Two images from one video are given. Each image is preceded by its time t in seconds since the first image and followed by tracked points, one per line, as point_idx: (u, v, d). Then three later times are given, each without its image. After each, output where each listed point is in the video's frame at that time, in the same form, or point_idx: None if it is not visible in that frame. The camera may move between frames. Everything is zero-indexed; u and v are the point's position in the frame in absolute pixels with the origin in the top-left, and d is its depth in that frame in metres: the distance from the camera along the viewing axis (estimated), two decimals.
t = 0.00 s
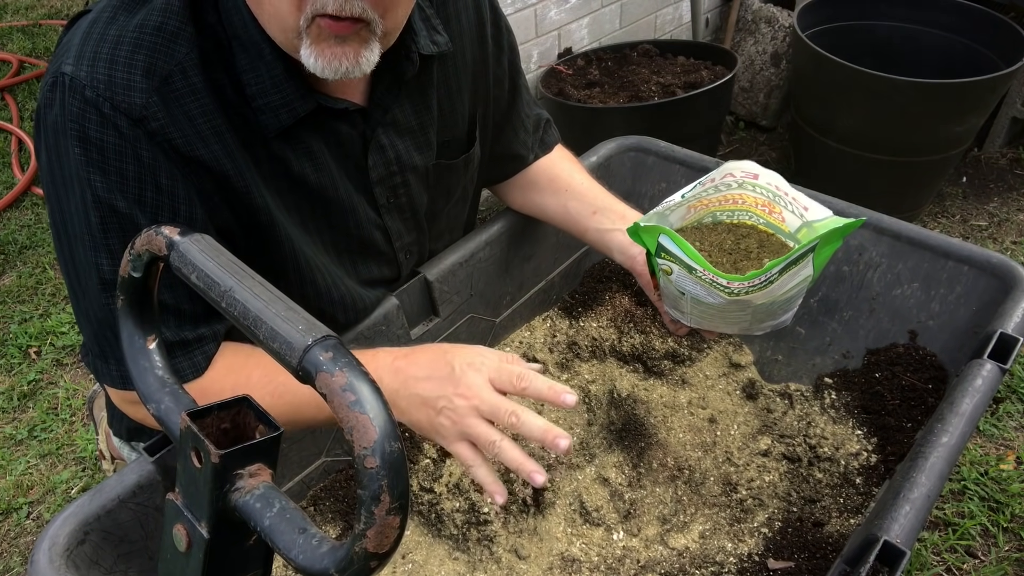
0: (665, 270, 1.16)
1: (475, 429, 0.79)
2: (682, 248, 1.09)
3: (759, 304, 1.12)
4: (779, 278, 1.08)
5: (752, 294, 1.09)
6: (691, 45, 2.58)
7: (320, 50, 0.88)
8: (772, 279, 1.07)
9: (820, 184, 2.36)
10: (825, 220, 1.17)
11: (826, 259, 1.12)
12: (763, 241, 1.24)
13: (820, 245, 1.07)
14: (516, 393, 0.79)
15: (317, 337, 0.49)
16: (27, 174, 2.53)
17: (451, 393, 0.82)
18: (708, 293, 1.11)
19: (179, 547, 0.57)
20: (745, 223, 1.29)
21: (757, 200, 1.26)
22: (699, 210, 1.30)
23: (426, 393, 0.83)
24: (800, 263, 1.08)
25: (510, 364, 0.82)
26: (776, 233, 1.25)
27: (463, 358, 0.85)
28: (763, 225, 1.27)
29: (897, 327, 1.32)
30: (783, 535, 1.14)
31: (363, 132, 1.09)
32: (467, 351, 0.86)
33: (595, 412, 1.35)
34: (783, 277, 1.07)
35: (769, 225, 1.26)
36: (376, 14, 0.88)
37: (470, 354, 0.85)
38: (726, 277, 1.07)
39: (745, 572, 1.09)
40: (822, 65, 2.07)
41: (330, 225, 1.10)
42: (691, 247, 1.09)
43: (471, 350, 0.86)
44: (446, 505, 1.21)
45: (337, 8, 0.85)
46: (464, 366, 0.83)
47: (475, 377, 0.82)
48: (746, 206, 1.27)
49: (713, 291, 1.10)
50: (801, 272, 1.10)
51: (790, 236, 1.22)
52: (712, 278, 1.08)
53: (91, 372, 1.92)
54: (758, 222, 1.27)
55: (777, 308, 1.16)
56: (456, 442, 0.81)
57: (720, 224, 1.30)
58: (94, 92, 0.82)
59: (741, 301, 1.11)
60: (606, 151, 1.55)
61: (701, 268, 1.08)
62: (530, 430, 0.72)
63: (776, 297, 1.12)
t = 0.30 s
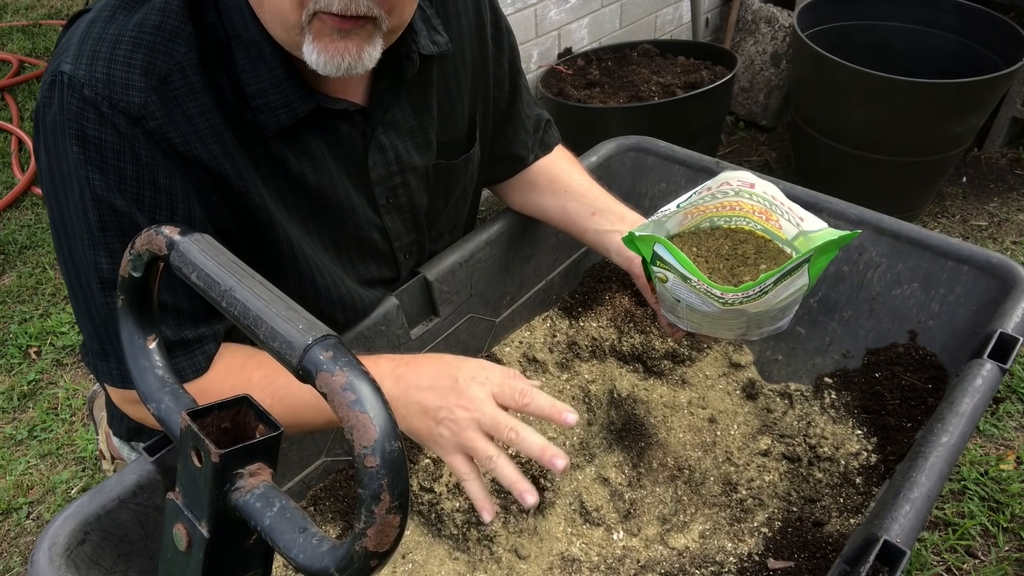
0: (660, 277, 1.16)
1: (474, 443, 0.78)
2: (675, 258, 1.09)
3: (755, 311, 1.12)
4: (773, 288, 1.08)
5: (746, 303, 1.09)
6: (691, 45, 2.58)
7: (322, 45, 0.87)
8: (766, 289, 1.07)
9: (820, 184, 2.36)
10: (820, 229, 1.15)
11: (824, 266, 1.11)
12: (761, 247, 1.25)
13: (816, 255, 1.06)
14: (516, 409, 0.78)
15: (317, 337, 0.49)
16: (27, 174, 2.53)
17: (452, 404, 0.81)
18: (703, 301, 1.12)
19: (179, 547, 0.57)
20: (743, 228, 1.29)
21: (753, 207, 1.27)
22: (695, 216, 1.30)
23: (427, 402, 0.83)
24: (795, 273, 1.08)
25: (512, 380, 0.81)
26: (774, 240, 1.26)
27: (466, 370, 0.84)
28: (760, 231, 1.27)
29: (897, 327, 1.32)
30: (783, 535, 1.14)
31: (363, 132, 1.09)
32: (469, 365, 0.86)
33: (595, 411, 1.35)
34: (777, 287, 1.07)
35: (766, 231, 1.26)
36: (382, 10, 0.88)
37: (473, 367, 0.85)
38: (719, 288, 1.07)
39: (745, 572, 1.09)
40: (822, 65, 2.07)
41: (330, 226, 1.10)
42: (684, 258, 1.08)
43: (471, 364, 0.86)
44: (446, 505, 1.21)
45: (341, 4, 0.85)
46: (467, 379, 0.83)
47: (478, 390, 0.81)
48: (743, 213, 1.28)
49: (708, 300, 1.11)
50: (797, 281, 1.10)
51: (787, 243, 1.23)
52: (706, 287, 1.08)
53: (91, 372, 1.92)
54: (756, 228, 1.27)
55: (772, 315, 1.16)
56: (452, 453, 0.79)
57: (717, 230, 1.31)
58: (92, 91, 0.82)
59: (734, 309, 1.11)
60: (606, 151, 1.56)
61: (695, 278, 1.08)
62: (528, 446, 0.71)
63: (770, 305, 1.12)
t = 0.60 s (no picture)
0: (655, 276, 1.17)
1: (469, 451, 0.78)
2: (669, 255, 1.10)
3: (750, 310, 1.12)
4: (768, 287, 1.08)
5: (742, 302, 1.09)
6: (691, 45, 2.58)
7: (324, 45, 0.87)
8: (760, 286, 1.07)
9: (820, 184, 2.36)
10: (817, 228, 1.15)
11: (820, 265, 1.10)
12: (758, 246, 1.25)
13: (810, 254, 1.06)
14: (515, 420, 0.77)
15: (317, 337, 0.49)
16: (27, 174, 2.53)
17: (450, 410, 0.81)
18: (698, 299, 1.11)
19: (179, 547, 0.57)
20: (740, 227, 1.29)
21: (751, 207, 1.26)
22: (692, 215, 1.30)
23: (425, 406, 0.83)
24: (790, 272, 1.07)
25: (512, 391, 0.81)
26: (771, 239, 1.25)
27: (468, 376, 0.84)
28: (758, 230, 1.27)
29: (896, 327, 1.32)
30: (783, 535, 1.14)
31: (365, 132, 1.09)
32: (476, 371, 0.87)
33: (595, 411, 1.35)
34: (773, 285, 1.07)
35: (763, 231, 1.26)
36: (384, 12, 0.89)
37: (476, 373, 0.84)
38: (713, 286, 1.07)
39: (745, 572, 1.09)
40: (822, 65, 2.07)
41: (330, 226, 1.10)
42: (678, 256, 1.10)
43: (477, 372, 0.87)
44: (446, 505, 1.21)
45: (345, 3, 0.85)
46: (468, 387, 0.82)
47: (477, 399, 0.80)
48: (740, 212, 1.28)
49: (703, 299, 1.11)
50: (791, 280, 1.09)
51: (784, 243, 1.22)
52: (700, 285, 1.08)
53: (91, 372, 1.92)
54: (753, 227, 1.27)
55: (769, 315, 1.16)
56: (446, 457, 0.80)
57: (714, 229, 1.31)
58: (93, 92, 0.82)
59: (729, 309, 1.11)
60: (606, 151, 1.56)
61: (687, 275, 1.09)
62: (523, 460, 0.70)
63: (767, 304, 1.12)
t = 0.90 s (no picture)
0: (653, 287, 1.17)
1: (469, 461, 0.78)
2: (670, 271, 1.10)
3: (746, 325, 1.12)
4: (766, 302, 1.08)
5: (738, 317, 1.09)
6: (691, 45, 2.58)
7: (334, 54, 0.88)
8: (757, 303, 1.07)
9: (820, 184, 2.36)
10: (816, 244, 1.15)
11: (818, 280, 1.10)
12: (756, 256, 1.25)
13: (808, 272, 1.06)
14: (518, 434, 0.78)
15: (316, 337, 0.49)
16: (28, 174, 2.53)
17: (452, 419, 0.81)
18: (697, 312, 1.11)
19: (179, 547, 0.57)
20: (739, 237, 1.29)
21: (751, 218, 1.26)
22: (692, 225, 1.30)
23: (426, 414, 0.83)
24: (788, 287, 1.08)
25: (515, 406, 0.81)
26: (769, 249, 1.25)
27: (470, 386, 0.84)
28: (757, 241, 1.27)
29: (896, 327, 1.32)
30: (783, 535, 1.14)
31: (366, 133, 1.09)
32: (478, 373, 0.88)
33: (595, 412, 1.34)
34: (770, 301, 1.07)
35: (762, 242, 1.26)
36: (393, 10, 0.89)
37: (479, 384, 0.85)
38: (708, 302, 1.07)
39: (745, 572, 1.09)
40: (822, 65, 2.07)
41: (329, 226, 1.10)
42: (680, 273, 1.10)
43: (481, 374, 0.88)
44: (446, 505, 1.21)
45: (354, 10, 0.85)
46: (470, 397, 0.83)
47: (479, 412, 0.80)
48: (739, 223, 1.28)
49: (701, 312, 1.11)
50: (789, 296, 1.09)
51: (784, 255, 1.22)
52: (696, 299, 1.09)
53: (91, 372, 1.92)
54: (752, 238, 1.27)
55: (765, 329, 1.16)
56: (448, 469, 0.79)
57: (713, 239, 1.31)
58: (92, 92, 0.82)
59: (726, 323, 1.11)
60: (606, 152, 1.56)
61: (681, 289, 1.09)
62: (524, 477, 0.71)
63: (764, 319, 1.12)
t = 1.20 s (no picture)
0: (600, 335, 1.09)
1: (519, 404, 0.94)
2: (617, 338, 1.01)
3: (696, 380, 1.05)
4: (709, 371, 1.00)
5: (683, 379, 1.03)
6: (691, 45, 2.58)
7: (376, 28, 0.93)
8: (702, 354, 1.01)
9: (820, 184, 2.36)
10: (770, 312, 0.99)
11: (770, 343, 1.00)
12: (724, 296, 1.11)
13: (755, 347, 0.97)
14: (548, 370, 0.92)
15: (320, 336, 0.49)
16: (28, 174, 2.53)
17: (483, 379, 0.92)
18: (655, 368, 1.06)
19: (181, 546, 0.57)
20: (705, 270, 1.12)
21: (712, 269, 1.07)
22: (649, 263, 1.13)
23: (459, 380, 0.93)
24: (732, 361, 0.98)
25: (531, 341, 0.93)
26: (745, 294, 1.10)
27: (483, 342, 0.91)
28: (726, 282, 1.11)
29: (897, 328, 1.31)
30: (784, 535, 1.14)
31: (359, 121, 1.10)
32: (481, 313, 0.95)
33: (596, 411, 1.34)
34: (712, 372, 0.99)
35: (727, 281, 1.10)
36: None
37: (488, 333, 0.92)
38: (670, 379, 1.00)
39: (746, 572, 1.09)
40: (822, 65, 2.07)
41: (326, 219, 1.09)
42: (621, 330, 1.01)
43: (482, 313, 0.95)
44: (447, 504, 1.21)
45: None
46: (489, 349, 0.91)
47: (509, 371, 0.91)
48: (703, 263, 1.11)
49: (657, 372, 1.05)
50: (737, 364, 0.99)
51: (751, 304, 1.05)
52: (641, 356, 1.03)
53: (91, 372, 1.91)
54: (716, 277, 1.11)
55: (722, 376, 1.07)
56: (497, 408, 0.95)
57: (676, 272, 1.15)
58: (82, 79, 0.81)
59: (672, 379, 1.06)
60: (607, 152, 1.56)
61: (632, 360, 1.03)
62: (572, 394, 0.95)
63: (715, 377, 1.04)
